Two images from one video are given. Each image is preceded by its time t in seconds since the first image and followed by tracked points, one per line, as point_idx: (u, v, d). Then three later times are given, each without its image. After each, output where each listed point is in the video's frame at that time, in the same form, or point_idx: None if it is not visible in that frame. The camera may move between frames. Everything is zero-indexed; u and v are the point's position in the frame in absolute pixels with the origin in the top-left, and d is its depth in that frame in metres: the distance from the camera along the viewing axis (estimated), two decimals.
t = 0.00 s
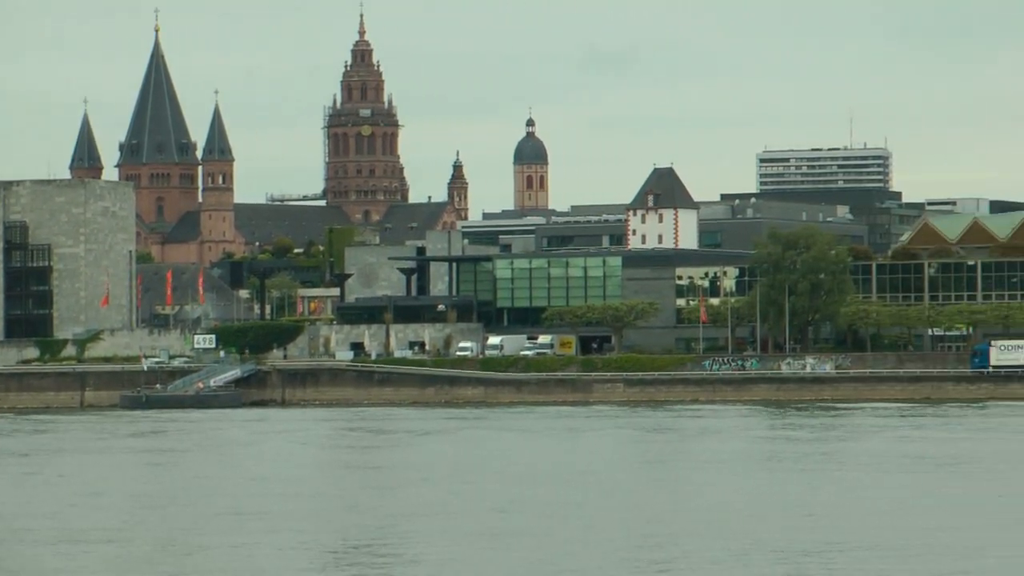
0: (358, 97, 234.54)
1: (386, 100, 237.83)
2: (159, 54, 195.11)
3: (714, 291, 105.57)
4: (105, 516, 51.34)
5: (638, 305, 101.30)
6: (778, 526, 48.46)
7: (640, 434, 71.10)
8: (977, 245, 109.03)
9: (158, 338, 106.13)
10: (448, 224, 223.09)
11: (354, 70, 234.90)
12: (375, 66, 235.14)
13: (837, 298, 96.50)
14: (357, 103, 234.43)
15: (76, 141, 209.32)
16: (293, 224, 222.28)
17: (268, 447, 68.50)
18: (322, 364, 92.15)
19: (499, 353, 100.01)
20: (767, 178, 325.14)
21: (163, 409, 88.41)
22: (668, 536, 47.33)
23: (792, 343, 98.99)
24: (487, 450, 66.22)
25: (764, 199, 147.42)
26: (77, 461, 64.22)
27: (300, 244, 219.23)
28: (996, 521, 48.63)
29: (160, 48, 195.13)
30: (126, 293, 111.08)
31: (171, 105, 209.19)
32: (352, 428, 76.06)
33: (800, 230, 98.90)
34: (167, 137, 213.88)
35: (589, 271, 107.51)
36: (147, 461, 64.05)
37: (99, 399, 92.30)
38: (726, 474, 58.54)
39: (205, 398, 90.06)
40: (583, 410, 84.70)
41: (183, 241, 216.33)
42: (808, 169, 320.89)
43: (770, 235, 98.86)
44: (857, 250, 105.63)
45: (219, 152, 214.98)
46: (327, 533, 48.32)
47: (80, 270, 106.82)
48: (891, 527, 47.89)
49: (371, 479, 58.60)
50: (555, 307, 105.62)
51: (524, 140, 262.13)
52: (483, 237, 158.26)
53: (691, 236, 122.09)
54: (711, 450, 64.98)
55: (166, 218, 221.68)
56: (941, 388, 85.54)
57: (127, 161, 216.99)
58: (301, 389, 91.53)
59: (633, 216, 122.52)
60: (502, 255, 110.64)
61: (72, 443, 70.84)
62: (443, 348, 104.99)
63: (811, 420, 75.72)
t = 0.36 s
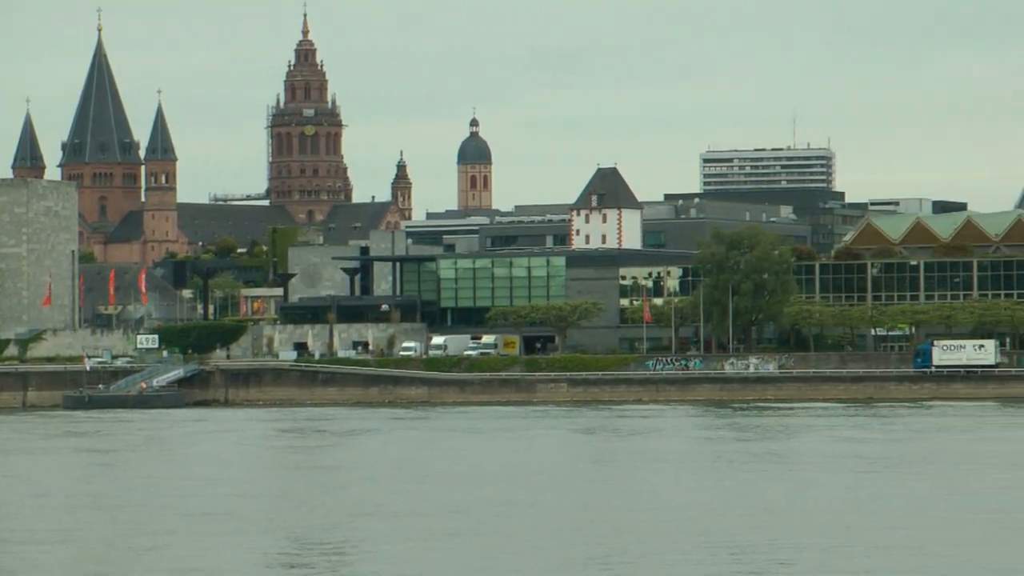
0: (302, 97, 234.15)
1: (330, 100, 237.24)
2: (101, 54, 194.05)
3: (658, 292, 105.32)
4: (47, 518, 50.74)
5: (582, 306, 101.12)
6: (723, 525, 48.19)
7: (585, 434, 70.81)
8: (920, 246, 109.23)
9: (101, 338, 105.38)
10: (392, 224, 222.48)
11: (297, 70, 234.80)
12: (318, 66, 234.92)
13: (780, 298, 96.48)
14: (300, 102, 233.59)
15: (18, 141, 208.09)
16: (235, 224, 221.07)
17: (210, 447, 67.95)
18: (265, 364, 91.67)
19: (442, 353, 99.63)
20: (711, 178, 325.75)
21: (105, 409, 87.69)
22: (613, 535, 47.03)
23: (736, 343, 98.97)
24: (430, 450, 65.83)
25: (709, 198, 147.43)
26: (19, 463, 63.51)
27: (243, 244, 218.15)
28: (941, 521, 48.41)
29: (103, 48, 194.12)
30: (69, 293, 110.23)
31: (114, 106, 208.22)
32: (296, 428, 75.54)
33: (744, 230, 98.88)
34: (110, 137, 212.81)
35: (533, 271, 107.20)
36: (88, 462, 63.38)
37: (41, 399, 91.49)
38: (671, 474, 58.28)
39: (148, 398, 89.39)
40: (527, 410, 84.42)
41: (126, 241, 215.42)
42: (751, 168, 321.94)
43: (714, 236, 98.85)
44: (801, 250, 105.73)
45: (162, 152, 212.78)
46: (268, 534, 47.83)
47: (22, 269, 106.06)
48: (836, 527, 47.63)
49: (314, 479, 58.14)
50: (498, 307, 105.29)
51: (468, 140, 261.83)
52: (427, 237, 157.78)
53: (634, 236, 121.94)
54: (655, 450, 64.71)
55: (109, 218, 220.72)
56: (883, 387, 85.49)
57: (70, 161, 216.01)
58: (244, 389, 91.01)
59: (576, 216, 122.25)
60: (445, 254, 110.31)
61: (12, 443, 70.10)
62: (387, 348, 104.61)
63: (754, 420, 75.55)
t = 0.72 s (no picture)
0: (241, 97, 233.76)
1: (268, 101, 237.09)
2: (39, 53, 193.01)
3: (596, 292, 105.18)
4: None
5: (520, 306, 101.02)
6: (663, 524, 48.01)
7: (524, 434, 70.60)
8: (858, 246, 109.60)
9: (38, 339, 104.82)
10: (331, 224, 221.86)
11: (235, 70, 234.68)
12: (256, 66, 235.03)
13: (718, 298, 96.57)
14: (238, 103, 233.42)
15: None
16: (172, 223, 219.58)
17: (148, 448, 67.46)
18: (203, 364, 91.20)
19: (380, 353, 99.19)
20: (650, 179, 326.22)
21: (41, 409, 87.04)
22: (552, 535, 46.82)
23: (675, 344, 99.03)
24: (369, 450, 65.49)
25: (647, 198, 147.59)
26: None
27: (180, 244, 216.88)
28: (881, 521, 48.27)
29: (39, 47, 193.06)
30: (6, 293, 109.57)
31: (51, 105, 207.86)
32: (234, 428, 75.10)
33: (683, 230, 98.91)
34: (47, 136, 212.36)
35: (472, 271, 106.94)
36: (24, 462, 62.80)
37: None
38: (609, 473, 58.10)
39: (85, 398, 88.75)
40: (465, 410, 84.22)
41: (63, 241, 214.11)
42: (690, 169, 322.62)
43: (652, 236, 98.95)
44: (740, 250, 105.91)
45: (99, 151, 212.51)
46: (206, 535, 47.40)
47: None
48: (775, 526, 47.50)
49: (253, 479, 57.74)
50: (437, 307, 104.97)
51: (407, 140, 261.57)
52: (365, 238, 157.33)
53: (573, 236, 121.88)
54: (595, 450, 64.50)
55: (46, 218, 219.44)
56: (821, 388, 85.61)
57: (7, 162, 215.12)
58: (181, 390, 90.54)
59: (515, 216, 122.01)
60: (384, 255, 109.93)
61: None
62: (325, 349, 104.13)
63: (693, 420, 75.50)
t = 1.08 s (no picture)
0: (177, 94, 232.52)
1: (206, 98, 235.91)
2: None
3: (534, 290, 105.59)
4: None
5: (457, 304, 100.72)
6: (606, 523, 47.61)
7: (462, 432, 70.23)
8: (794, 245, 109.81)
9: None
10: (268, 222, 221.09)
11: (172, 67, 233.56)
12: (194, 63, 233.91)
13: (656, 296, 96.49)
14: (174, 100, 232.55)
15: None
16: (109, 220, 216.99)
17: (83, 446, 66.78)
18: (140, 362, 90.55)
19: (317, 352, 98.73)
20: (589, 177, 326.54)
21: None
22: (491, 534, 46.44)
23: (612, 341, 98.96)
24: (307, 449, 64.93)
25: (584, 195, 147.45)
26: None
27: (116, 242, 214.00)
28: (826, 519, 47.95)
29: None
30: None
31: None
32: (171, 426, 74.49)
33: (621, 228, 98.80)
34: None
35: (409, 269, 106.55)
36: None
37: None
38: (549, 471, 57.77)
39: (20, 396, 87.99)
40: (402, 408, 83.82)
41: None
42: (627, 167, 323.11)
43: (590, 233, 98.83)
44: (678, 248, 105.85)
45: (35, 149, 215.19)
46: (143, 534, 46.79)
47: None
48: (720, 525, 47.12)
49: (191, 478, 57.12)
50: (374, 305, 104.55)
51: (344, 137, 261.00)
52: (302, 235, 156.72)
53: (510, 234, 121.63)
54: (533, 448, 64.13)
55: None
56: (758, 386, 85.51)
57: None
58: (118, 387, 89.88)
59: (452, 214, 121.66)
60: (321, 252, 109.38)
61: None
62: (262, 346, 103.65)
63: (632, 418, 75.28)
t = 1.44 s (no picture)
0: (115, 93, 230.68)
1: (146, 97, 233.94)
2: None
3: (473, 290, 104.62)
4: None
5: (396, 304, 100.44)
6: (544, 523, 47.44)
7: (401, 432, 70.00)
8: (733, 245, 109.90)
9: None
10: (206, 222, 220.43)
11: (110, 66, 231.47)
12: (131, 62, 232.16)
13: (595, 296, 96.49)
14: (112, 99, 230.63)
15: None
16: (47, 220, 217.43)
17: (20, 446, 66.26)
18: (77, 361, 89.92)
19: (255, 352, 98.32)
20: (528, 177, 326.83)
21: None
22: (430, 534, 46.20)
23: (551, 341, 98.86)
24: (245, 449, 64.57)
25: (523, 196, 147.27)
26: None
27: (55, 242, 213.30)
28: (766, 519, 47.88)
29: None
30: None
31: None
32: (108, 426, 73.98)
33: (560, 227, 98.66)
34: None
35: (347, 269, 106.24)
36: None
37: None
38: (488, 471, 57.56)
39: None
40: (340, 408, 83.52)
41: None
42: (566, 167, 323.39)
43: (529, 233, 98.67)
44: (618, 249, 105.88)
45: None
46: (79, 535, 46.35)
47: None
48: (659, 525, 46.98)
49: (129, 478, 56.68)
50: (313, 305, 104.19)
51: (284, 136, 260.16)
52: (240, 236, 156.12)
53: (449, 234, 121.34)
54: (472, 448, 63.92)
55: None
56: (697, 386, 85.56)
57: None
58: (55, 387, 89.24)
59: (391, 214, 121.31)
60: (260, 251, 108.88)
61: None
62: (201, 346, 103.14)
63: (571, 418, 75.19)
